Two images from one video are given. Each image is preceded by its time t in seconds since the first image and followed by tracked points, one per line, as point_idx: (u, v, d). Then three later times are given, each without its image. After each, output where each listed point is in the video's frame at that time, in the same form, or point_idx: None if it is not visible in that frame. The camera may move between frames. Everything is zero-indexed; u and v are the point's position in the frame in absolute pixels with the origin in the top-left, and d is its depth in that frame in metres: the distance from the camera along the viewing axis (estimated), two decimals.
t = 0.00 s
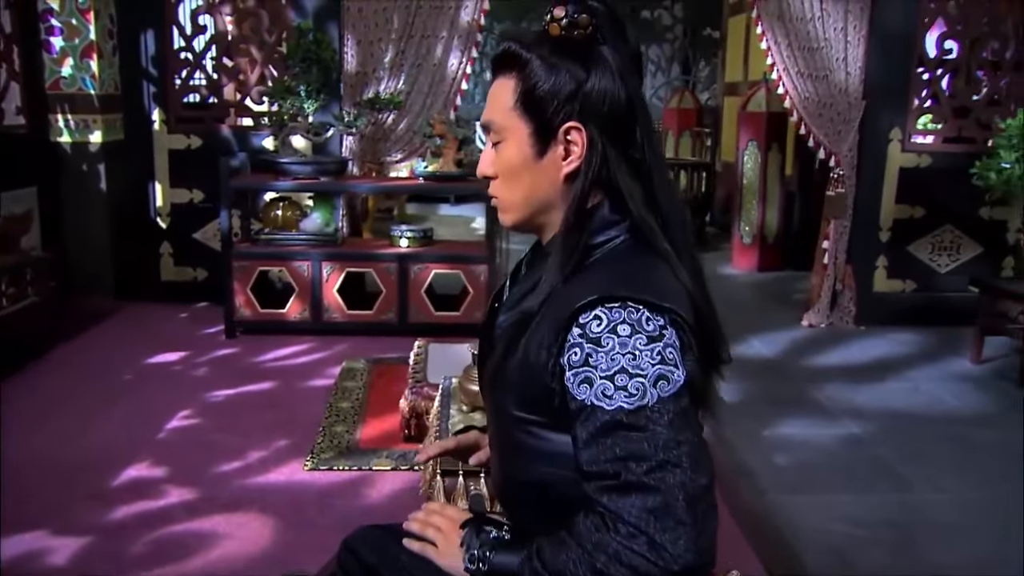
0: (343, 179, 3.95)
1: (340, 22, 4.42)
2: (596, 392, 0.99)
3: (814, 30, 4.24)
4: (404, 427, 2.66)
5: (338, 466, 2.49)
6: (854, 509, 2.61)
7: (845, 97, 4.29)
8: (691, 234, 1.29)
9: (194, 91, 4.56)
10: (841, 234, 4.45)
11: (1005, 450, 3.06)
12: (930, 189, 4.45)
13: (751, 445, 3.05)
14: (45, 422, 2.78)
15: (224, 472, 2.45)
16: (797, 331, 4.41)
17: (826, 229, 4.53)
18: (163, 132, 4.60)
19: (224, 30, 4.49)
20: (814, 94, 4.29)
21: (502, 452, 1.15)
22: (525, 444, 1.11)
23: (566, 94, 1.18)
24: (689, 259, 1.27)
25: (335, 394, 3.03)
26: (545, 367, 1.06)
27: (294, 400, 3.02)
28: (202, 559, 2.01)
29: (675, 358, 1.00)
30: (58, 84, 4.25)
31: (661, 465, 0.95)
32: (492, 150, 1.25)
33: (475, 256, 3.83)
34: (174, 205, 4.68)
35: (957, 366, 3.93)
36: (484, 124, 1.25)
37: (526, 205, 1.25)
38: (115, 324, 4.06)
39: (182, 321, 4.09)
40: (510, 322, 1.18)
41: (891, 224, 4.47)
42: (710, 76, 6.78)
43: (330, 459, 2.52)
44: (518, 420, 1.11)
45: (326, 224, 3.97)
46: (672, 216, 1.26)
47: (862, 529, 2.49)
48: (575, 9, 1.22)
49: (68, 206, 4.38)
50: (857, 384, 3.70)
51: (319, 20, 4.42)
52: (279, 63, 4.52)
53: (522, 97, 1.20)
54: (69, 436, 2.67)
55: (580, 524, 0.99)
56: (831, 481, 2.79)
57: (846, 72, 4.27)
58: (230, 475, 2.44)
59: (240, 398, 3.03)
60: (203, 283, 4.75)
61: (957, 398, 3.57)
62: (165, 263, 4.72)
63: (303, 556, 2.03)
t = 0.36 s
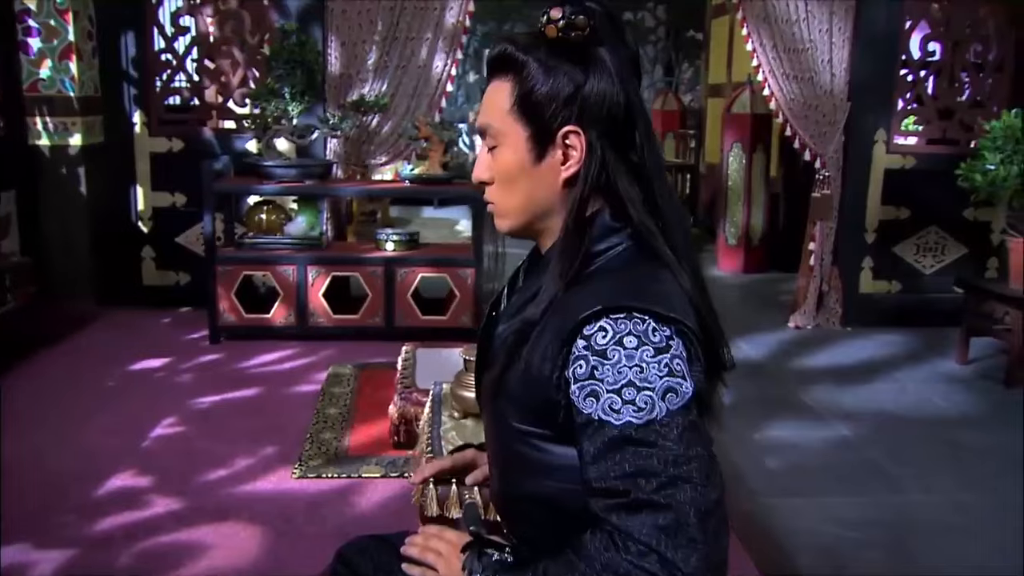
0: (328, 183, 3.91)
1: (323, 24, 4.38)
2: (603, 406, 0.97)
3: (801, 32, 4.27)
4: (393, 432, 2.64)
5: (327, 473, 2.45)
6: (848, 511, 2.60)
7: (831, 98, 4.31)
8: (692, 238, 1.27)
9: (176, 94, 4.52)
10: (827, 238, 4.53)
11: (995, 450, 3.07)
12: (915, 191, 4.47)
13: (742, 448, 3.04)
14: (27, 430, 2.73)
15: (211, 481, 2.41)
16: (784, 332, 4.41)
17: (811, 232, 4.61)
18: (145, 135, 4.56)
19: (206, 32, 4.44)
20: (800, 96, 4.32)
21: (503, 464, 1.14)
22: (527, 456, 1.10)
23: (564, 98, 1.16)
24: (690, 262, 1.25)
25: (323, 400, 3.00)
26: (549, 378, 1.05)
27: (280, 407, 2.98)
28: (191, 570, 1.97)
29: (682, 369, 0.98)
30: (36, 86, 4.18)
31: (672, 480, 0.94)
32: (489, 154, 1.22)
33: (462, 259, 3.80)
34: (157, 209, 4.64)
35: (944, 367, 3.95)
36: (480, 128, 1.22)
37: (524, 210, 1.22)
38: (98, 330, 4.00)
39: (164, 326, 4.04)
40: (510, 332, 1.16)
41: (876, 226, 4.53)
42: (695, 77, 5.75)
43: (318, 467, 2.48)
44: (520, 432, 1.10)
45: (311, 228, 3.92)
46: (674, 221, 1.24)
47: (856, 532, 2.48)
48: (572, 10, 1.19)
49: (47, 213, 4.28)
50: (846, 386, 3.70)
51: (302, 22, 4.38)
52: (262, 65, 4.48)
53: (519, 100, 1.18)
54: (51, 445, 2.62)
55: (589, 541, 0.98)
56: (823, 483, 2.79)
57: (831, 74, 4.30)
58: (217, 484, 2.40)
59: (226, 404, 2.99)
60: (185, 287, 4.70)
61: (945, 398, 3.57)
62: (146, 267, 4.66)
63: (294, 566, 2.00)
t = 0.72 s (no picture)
0: (315, 188, 3.87)
1: (309, 27, 4.34)
2: (617, 424, 0.96)
3: (788, 35, 4.26)
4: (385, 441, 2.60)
5: (319, 483, 2.41)
6: (843, 518, 2.59)
7: (819, 101, 4.31)
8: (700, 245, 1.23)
9: (160, 97, 4.48)
10: (815, 241, 4.47)
11: (986, 456, 3.06)
12: (902, 194, 4.48)
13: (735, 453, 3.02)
14: (10, 441, 2.67)
15: (200, 492, 2.37)
16: (773, 335, 4.42)
17: (799, 235, 4.55)
18: (128, 140, 4.50)
19: (190, 35, 4.40)
20: (788, 99, 4.31)
21: (507, 480, 1.11)
22: (535, 473, 1.07)
23: (568, 103, 1.11)
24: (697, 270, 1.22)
25: (313, 408, 2.96)
26: (558, 394, 1.03)
27: (269, 415, 2.94)
28: None
29: (696, 384, 0.98)
30: (17, 90, 4.13)
31: (690, 499, 0.93)
32: (490, 162, 1.18)
33: (451, 264, 3.77)
34: (141, 214, 4.58)
35: (934, 370, 3.95)
36: (480, 135, 1.18)
37: (526, 219, 1.18)
38: (81, 338, 3.95)
39: (149, 333, 3.99)
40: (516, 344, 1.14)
41: (864, 229, 4.50)
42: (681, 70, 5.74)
43: (309, 477, 2.44)
44: (527, 448, 1.08)
45: (299, 233, 3.88)
46: (681, 229, 1.20)
47: (851, 538, 2.47)
48: (574, 13, 1.16)
49: (29, 218, 4.14)
50: (837, 390, 3.69)
51: (288, 24, 4.34)
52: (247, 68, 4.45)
53: (522, 105, 1.13)
54: (35, 456, 2.57)
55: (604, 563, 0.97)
56: (818, 489, 2.77)
57: (819, 77, 4.29)
58: (206, 495, 2.35)
59: (213, 413, 2.95)
60: (169, 293, 4.64)
61: (936, 402, 3.57)
62: (130, 273, 4.60)
63: None
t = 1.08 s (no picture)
0: (300, 192, 3.83)
1: (293, 29, 4.30)
2: (632, 441, 0.95)
3: (774, 39, 4.29)
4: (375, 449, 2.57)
5: (308, 493, 2.37)
6: (836, 522, 2.58)
7: (805, 105, 4.34)
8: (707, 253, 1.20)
9: (141, 101, 4.41)
10: (802, 244, 4.48)
11: (976, 458, 3.07)
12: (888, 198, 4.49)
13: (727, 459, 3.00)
14: None
15: (187, 504, 2.32)
16: (761, 339, 4.42)
17: (786, 238, 4.56)
18: (108, 144, 4.43)
19: (171, 37, 4.34)
20: (774, 102, 4.34)
21: (516, 496, 1.10)
22: (544, 489, 1.06)
23: (572, 109, 1.08)
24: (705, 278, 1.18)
25: (301, 416, 2.91)
26: (569, 408, 1.02)
27: (255, 424, 2.89)
28: None
29: (711, 398, 0.96)
30: None
31: (708, 518, 0.92)
32: (492, 169, 1.15)
33: (438, 269, 3.74)
34: (122, 219, 4.51)
35: (921, 373, 3.95)
36: (481, 142, 1.15)
37: (530, 228, 1.15)
38: (62, 345, 3.88)
39: (132, 340, 3.93)
40: (522, 358, 1.12)
41: (850, 232, 4.51)
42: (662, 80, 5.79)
43: (298, 487, 2.40)
44: (534, 464, 1.06)
45: (285, 238, 3.84)
46: (690, 236, 1.17)
47: (846, 543, 2.46)
48: (576, 16, 1.11)
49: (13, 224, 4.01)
50: (826, 394, 3.68)
51: (271, 26, 4.30)
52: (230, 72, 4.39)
53: (524, 111, 1.10)
54: (16, 468, 2.51)
55: None
56: (811, 494, 2.76)
57: (805, 80, 4.32)
58: (193, 506, 2.31)
59: (199, 422, 2.90)
60: (152, 299, 4.58)
61: (925, 405, 3.57)
62: (111, 279, 4.54)
63: None
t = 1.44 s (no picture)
0: (285, 194, 3.79)
1: (275, 29, 4.26)
2: (647, 452, 0.93)
3: (758, 38, 4.26)
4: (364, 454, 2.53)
5: (298, 500, 2.34)
6: (829, 523, 2.57)
7: (789, 105, 4.32)
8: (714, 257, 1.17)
9: (120, 101, 4.34)
10: (787, 244, 4.45)
11: (965, 459, 3.08)
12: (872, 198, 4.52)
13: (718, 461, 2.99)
14: None
15: (173, 512, 2.28)
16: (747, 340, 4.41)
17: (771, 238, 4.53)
18: (87, 145, 4.36)
19: (151, 37, 4.28)
20: (759, 102, 4.31)
21: (523, 507, 1.08)
22: (553, 500, 1.03)
23: (578, 110, 1.04)
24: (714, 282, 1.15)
25: (288, 421, 2.87)
26: (580, 419, 0.99)
27: (241, 429, 2.85)
28: None
29: (726, 407, 0.94)
30: None
31: (725, 531, 0.90)
32: (494, 172, 1.11)
33: (424, 271, 3.72)
34: (101, 222, 4.45)
35: (907, 372, 3.97)
36: (484, 144, 1.11)
37: (534, 233, 1.11)
38: (41, 350, 3.81)
39: (113, 345, 3.87)
40: (529, 366, 1.10)
41: (836, 232, 4.52)
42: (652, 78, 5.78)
43: (287, 494, 2.36)
44: (542, 475, 1.04)
45: (269, 240, 3.80)
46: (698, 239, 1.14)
47: (841, 545, 2.45)
48: (581, 15, 1.08)
49: None
50: (814, 394, 3.68)
51: (253, 26, 4.27)
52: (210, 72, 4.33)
53: (528, 113, 1.07)
54: None
55: None
56: (803, 496, 2.75)
57: (790, 80, 4.31)
58: (180, 515, 2.26)
59: (183, 428, 2.85)
60: (132, 303, 4.51)
61: (912, 405, 3.58)
62: (91, 282, 4.47)
63: None
